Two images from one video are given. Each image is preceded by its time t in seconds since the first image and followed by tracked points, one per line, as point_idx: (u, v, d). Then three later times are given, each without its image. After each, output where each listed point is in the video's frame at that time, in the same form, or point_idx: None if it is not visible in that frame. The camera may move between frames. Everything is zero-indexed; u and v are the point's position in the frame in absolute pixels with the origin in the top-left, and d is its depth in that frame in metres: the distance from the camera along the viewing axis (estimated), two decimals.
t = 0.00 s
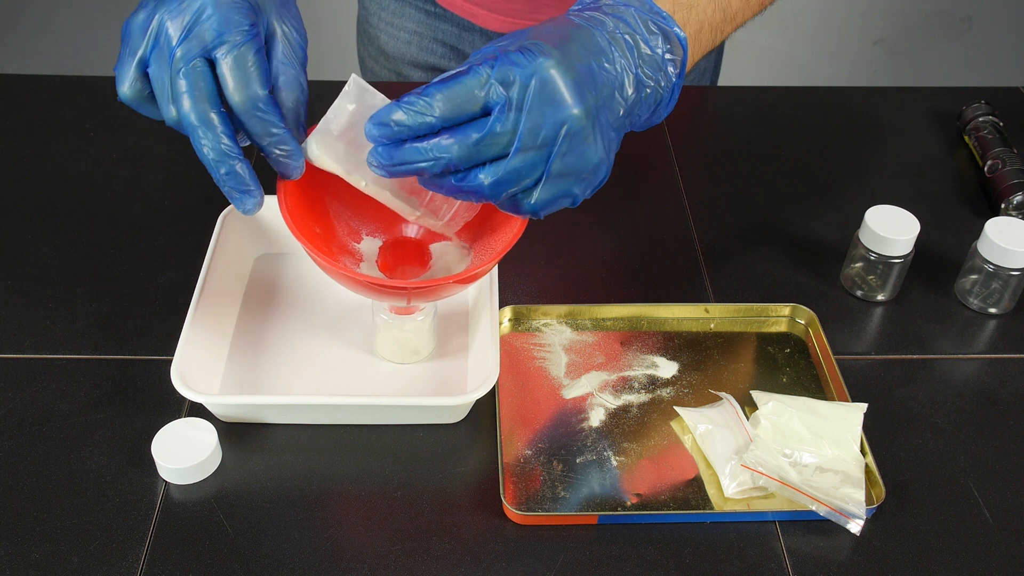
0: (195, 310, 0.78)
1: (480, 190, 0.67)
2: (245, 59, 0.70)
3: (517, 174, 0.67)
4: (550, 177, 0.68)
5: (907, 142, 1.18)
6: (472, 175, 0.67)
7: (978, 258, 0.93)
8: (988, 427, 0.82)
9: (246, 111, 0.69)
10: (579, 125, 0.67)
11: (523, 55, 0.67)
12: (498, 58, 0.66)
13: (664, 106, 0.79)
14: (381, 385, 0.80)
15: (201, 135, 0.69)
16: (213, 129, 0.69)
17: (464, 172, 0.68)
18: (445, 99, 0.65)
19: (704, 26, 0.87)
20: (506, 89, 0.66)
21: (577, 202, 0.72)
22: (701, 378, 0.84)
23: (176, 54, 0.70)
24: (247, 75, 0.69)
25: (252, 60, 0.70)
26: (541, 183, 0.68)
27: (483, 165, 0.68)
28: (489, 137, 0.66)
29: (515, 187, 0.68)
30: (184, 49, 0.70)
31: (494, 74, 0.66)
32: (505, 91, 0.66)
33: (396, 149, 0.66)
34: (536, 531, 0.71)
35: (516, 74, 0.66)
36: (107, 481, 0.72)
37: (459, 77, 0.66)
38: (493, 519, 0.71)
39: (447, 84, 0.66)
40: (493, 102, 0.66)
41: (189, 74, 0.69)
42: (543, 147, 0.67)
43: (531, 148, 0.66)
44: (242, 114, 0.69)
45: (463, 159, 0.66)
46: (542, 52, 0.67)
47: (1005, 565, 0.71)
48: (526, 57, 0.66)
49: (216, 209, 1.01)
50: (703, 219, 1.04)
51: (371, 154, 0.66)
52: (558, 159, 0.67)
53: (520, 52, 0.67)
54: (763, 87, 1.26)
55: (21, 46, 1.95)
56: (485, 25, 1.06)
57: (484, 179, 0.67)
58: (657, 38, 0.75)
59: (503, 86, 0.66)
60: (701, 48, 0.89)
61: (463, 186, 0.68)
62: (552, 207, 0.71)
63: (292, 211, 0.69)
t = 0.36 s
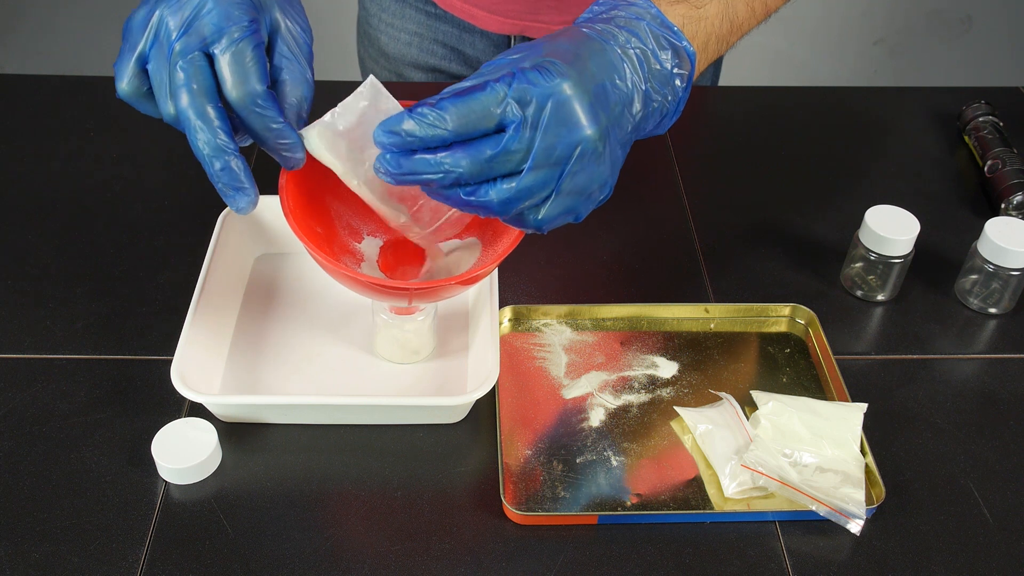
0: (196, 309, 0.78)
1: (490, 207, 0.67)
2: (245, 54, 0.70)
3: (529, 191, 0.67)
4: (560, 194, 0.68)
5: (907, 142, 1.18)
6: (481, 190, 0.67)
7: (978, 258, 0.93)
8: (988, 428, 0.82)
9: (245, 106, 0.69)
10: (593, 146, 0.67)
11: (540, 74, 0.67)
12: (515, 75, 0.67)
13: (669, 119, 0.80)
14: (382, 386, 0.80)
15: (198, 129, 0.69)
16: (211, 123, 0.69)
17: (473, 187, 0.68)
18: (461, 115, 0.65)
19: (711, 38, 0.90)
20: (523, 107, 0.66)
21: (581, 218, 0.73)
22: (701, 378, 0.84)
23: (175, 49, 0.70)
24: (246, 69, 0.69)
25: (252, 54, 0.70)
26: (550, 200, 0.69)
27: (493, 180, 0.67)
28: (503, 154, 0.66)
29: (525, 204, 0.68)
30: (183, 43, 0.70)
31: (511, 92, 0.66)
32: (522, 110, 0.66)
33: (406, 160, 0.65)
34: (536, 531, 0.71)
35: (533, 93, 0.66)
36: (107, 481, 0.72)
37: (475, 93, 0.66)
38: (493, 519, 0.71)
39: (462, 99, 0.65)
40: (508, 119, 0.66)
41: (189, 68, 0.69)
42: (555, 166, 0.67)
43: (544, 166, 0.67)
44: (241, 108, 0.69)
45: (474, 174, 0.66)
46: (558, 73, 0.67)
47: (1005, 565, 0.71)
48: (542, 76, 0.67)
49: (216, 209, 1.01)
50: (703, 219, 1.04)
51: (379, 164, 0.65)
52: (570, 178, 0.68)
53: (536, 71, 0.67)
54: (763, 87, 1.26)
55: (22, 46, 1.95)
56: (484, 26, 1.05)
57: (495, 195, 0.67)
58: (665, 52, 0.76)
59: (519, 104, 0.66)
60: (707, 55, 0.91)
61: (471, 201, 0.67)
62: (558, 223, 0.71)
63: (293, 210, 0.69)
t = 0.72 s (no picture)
0: (195, 309, 0.78)
1: (512, 209, 0.67)
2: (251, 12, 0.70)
3: (550, 192, 0.68)
4: (580, 193, 0.69)
5: (907, 141, 1.18)
6: (503, 193, 0.67)
7: (978, 258, 0.93)
8: (988, 428, 0.82)
9: (250, 64, 0.69)
10: (611, 143, 0.68)
11: (556, 74, 0.67)
12: (532, 76, 0.67)
13: (680, 117, 0.80)
14: (382, 385, 0.80)
15: (200, 87, 0.69)
16: (214, 82, 0.69)
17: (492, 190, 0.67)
18: (480, 117, 0.64)
19: (721, 36, 0.88)
20: (541, 108, 0.66)
21: (601, 217, 0.73)
22: (701, 378, 0.84)
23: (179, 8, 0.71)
24: (252, 28, 0.70)
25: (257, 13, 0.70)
26: (570, 200, 0.69)
27: (513, 183, 0.67)
28: (524, 155, 0.66)
29: (546, 205, 0.69)
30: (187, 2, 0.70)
31: (529, 93, 0.66)
32: (541, 110, 0.66)
33: (425, 165, 0.65)
34: (536, 531, 0.71)
35: (550, 93, 0.66)
36: (107, 481, 0.72)
37: (493, 94, 0.65)
38: (493, 519, 0.71)
39: (480, 101, 0.65)
40: (527, 120, 0.66)
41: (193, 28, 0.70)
42: (575, 165, 0.68)
43: (565, 165, 0.67)
44: (245, 66, 0.69)
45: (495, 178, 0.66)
46: (573, 72, 0.68)
47: (1005, 565, 0.71)
48: (558, 77, 0.67)
49: (216, 209, 1.01)
50: (703, 219, 1.04)
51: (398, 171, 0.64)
52: (589, 176, 0.68)
53: (552, 72, 0.67)
54: (763, 87, 1.26)
55: (22, 46, 1.95)
56: (485, 28, 1.05)
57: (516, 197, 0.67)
58: (676, 50, 0.77)
59: (538, 105, 0.66)
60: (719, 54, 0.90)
61: (493, 205, 0.67)
62: (578, 223, 0.72)
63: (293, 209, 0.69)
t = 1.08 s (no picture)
0: (195, 309, 0.78)
1: (546, 200, 0.68)
2: None
3: (582, 183, 0.68)
4: (611, 184, 0.70)
5: (907, 141, 1.18)
6: (536, 185, 0.67)
7: (978, 258, 0.93)
8: (988, 427, 0.82)
9: (279, 35, 0.69)
10: (643, 135, 0.69)
11: (588, 65, 0.67)
12: (564, 68, 0.67)
13: (695, 110, 0.80)
14: (382, 385, 0.80)
15: (229, 55, 0.68)
16: (242, 50, 0.69)
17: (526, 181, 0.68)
18: (516, 109, 0.64)
19: (734, 31, 0.88)
20: (575, 99, 0.66)
21: (630, 207, 0.75)
22: (701, 378, 0.84)
23: None
24: None
25: None
26: (602, 191, 0.70)
27: (546, 174, 0.68)
28: (559, 146, 0.66)
29: (579, 196, 0.69)
30: None
31: (563, 84, 0.66)
32: (576, 102, 0.66)
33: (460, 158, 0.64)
34: (536, 530, 0.71)
35: (583, 84, 0.66)
36: (107, 481, 0.72)
37: (527, 86, 0.65)
38: (493, 519, 0.71)
39: (515, 94, 0.65)
40: (561, 112, 0.66)
41: None
42: (607, 156, 0.68)
43: (598, 157, 0.68)
44: (273, 36, 0.69)
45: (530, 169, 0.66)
46: (603, 63, 0.68)
47: (1004, 565, 0.71)
48: (590, 68, 0.67)
49: (216, 209, 1.01)
50: (703, 219, 1.04)
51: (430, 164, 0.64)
52: (621, 167, 0.69)
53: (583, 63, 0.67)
54: (763, 87, 1.26)
55: (21, 46, 1.95)
56: (486, 26, 1.05)
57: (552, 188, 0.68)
58: (693, 43, 0.76)
59: (571, 97, 0.66)
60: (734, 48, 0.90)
61: (526, 197, 0.67)
62: (609, 213, 0.73)
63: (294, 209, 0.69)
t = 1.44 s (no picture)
0: (195, 309, 0.78)
1: (543, 199, 0.68)
2: None
3: (579, 181, 0.68)
4: (607, 182, 0.70)
5: (906, 141, 1.18)
6: (533, 184, 0.68)
7: (978, 258, 0.93)
8: (987, 427, 0.82)
9: (288, 16, 0.67)
10: (638, 132, 0.68)
11: (583, 64, 0.67)
12: (559, 66, 0.66)
13: (691, 107, 0.80)
14: (382, 385, 0.80)
15: (239, 37, 0.66)
16: (254, 31, 0.66)
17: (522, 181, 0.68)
18: (510, 109, 0.64)
19: (729, 28, 0.88)
20: (570, 97, 0.66)
21: (628, 205, 0.74)
22: (701, 378, 0.84)
23: None
24: None
25: None
26: (599, 188, 0.70)
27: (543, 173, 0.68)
28: (554, 144, 0.66)
29: (576, 195, 0.70)
30: None
31: (558, 83, 0.66)
32: (569, 100, 0.66)
33: (454, 158, 0.64)
34: (536, 530, 0.71)
35: (578, 82, 0.66)
36: (107, 481, 0.72)
37: (521, 86, 0.65)
38: (493, 519, 0.71)
39: (509, 93, 0.65)
40: (556, 111, 0.66)
41: None
42: (604, 153, 0.68)
43: (595, 154, 0.67)
44: (283, 19, 0.67)
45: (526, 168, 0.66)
46: (599, 61, 0.68)
47: (1004, 565, 0.71)
48: (585, 66, 0.67)
49: (216, 209, 1.01)
50: (703, 219, 1.04)
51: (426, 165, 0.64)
52: (618, 164, 0.69)
53: (578, 62, 0.67)
54: (763, 87, 1.26)
55: (22, 46, 1.96)
56: (486, 26, 1.05)
57: (548, 187, 0.68)
58: (688, 40, 0.76)
59: (566, 95, 0.66)
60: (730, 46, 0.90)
61: (523, 196, 0.67)
62: (607, 211, 0.73)
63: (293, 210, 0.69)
